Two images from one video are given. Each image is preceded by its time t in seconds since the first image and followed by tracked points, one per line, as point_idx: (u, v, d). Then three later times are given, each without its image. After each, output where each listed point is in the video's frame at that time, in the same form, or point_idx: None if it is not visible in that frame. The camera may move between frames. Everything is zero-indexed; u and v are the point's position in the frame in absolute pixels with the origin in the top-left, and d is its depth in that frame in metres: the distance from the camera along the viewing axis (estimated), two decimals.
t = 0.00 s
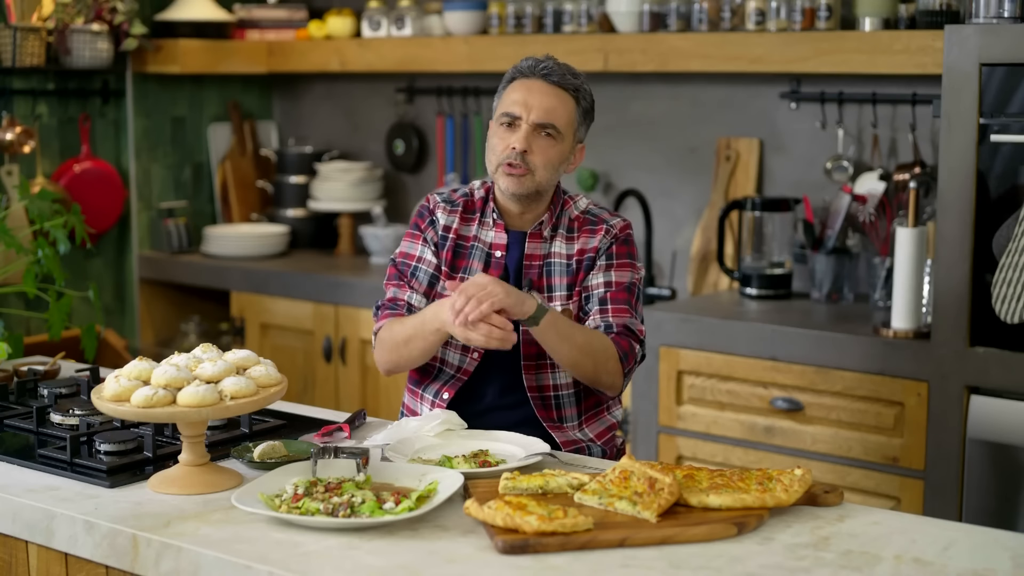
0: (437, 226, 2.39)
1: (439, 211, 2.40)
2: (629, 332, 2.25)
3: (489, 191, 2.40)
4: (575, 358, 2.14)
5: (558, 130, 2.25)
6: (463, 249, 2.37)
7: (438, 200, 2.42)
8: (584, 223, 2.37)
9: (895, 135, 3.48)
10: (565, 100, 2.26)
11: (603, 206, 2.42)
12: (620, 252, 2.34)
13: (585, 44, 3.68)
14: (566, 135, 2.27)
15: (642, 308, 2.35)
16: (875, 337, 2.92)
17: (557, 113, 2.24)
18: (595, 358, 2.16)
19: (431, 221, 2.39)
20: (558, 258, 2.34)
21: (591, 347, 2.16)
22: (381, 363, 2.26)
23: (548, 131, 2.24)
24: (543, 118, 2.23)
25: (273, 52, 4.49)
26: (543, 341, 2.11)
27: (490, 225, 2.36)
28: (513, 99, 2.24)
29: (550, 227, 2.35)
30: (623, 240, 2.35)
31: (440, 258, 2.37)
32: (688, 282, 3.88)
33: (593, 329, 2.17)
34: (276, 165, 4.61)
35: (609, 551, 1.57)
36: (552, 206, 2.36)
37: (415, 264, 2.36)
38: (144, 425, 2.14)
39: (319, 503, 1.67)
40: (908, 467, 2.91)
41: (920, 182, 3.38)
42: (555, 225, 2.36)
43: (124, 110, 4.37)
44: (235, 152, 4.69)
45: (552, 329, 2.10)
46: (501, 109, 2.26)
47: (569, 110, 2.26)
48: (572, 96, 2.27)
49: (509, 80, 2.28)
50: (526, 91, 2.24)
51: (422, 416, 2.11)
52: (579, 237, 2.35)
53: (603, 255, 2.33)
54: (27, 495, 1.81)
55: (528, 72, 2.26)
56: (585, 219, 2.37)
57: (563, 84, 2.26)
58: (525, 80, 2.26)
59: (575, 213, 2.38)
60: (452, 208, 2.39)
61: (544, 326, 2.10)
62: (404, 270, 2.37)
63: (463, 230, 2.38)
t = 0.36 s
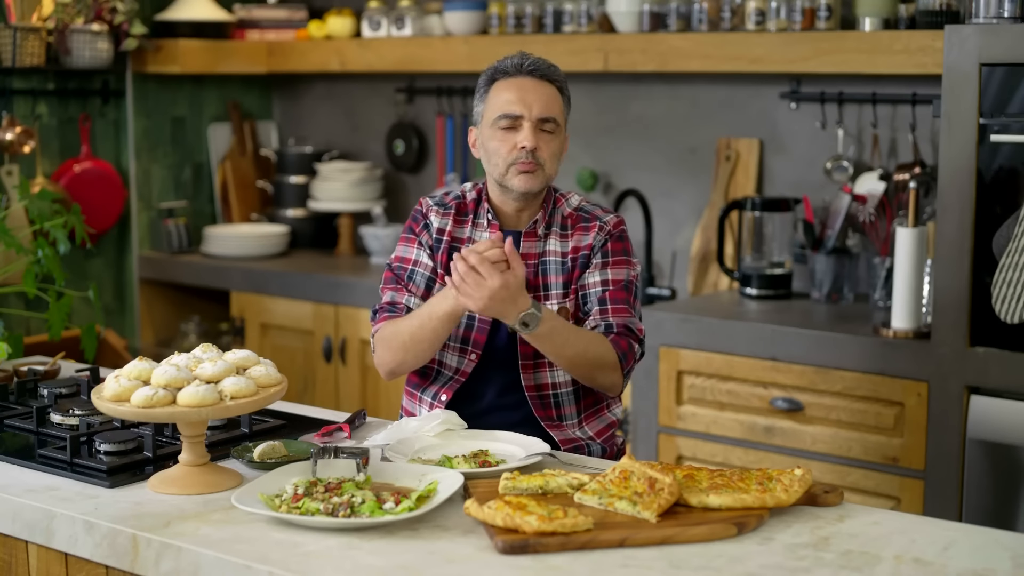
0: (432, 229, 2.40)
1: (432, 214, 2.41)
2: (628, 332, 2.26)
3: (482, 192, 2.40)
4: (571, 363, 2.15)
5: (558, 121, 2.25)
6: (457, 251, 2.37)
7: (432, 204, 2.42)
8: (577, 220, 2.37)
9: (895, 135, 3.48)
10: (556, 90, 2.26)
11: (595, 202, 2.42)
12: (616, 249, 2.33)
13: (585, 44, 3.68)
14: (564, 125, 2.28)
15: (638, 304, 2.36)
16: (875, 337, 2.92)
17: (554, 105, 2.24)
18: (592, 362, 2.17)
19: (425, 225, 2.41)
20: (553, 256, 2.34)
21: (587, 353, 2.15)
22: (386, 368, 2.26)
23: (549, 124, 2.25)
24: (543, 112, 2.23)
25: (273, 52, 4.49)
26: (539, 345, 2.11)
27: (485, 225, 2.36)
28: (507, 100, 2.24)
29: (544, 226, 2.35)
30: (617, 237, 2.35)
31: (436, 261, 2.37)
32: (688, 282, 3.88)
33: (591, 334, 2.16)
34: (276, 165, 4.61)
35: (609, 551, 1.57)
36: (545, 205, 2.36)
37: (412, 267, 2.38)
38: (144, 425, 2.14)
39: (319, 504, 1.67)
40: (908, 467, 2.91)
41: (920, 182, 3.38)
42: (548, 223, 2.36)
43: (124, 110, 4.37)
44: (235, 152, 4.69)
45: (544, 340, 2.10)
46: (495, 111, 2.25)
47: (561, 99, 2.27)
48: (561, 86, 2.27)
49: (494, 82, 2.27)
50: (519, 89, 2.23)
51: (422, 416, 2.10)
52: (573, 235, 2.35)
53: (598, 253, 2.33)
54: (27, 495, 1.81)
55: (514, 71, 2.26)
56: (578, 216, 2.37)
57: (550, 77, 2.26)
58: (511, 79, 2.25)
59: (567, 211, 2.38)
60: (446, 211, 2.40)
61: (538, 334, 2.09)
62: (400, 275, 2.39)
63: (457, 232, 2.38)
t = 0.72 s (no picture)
0: (427, 232, 2.39)
1: (427, 217, 2.40)
2: (629, 330, 2.26)
3: (477, 194, 2.41)
4: (574, 360, 2.15)
5: (541, 115, 2.25)
6: (452, 253, 2.38)
7: (427, 206, 2.42)
8: (574, 219, 2.37)
9: (895, 135, 3.48)
10: (537, 85, 2.26)
11: (593, 201, 2.42)
12: (614, 248, 2.33)
13: (585, 44, 3.68)
14: (549, 119, 2.28)
15: (638, 302, 2.36)
16: (875, 337, 2.92)
17: (536, 100, 2.24)
18: (593, 360, 2.17)
19: (420, 228, 2.40)
20: (552, 255, 2.33)
21: (588, 350, 2.15)
22: (378, 374, 2.26)
23: (533, 119, 2.25)
24: (525, 108, 2.23)
25: (273, 52, 4.49)
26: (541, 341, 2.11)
27: (480, 226, 2.37)
28: (489, 99, 2.24)
29: (540, 225, 2.35)
30: (615, 235, 2.35)
31: (431, 264, 2.37)
32: (688, 282, 3.88)
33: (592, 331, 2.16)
34: (276, 165, 4.61)
35: (609, 551, 1.57)
36: (541, 204, 2.37)
37: (406, 272, 2.37)
38: (144, 425, 2.14)
39: (319, 504, 1.67)
40: (908, 468, 2.91)
41: (920, 182, 3.38)
42: (545, 222, 2.36)
43: (124, 110, 4.37)
44: (235, 152, 4.69)
45: (548, 336, 2.10)
46: (479, 112, 2.26)
47: (543, 93, 2.27)
48: (542, 80, 2.27)
49: (475, 83, 2.28)
50: (499, 88, 2.24)
51: (423, 416, 2.10)
52: (571, 234, 2.35)
53: (596, 252, 2.33)
54: (27, 495, 1.81)
55: (494, 70, 2.26)
56: (575, 215, 2.37)
57: (531, 72, 2.26)
58: (492, 79, 2.26)
59: (564, 210, 2.37)
60: (441, 213, 2.39)
61: (540, 330, 2.09)
62: (393, 279, 2.38)
63: (453, 235, 2.38)
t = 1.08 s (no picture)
0: (424, 234, 2.40)
1: (425, 219, 2.41)
2: (627, 332, 2.25)
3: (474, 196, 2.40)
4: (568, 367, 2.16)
5: (499, 131, 2.23)
6: (449, 255, 2.38)
7: (424, 208, 2.43)
8: (573, 220, 2.37)
9: (895, 135, 3.48)
10: (502, 98, 2.24)
11: (592, 202, 2.42)
12: (612, 249, 2.33)
13: (585, 44, 3.68)
14: (513, 134, 2.24)
15: (638, 304, 2.35)
16: (875, 337, 2.92)
17: (492, 117, 2.22)
18: (590, 366, 2.17)
19: (417, 230, 2.41)
20: (549, 257, 2.33)
21: (586, 357, 2.16)
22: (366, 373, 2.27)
23: (490, 135, 2.23)
24: (478, 125, 2.22)
25: (273, 52, 4.49)
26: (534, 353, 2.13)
27: (473, 229, 2.37)
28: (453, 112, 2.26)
29: (538, 227, 2.35)
30: (614, 236, 2.35)
31: (429, 265, 2.38)
32: (688, 282, 3.88)
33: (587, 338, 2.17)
34: (276, 165, 4.61)
35: (609, 551, 1.57)
36: (539, 205, 2.36)
37: (400, 275, 2.38)
38: (144, 425, 2.14)
39: (319, 504, 1.67)
40: (908, 467, 2.91)
41: (920, 182, 3.38)
42: (543, 224, 2.36)
43: (124, 110, 4.37)
44: (235, 152, 4.69)
45: (541, 348, 2.12)
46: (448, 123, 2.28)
47: (508, 107, 2.24)
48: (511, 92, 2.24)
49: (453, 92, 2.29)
50: (461, 101, 2.24)
51: (422, 416, 2.10)
52: (569, 235, 2.35)
53: (595, 254, 2.33)
54: (27, 495, 1.81)
55: (466, 79, 2.26)
56: (574, 217, 2.37)
57: (498, 81, 2.23)
58: (463, 87, 2.26)
59: (563, 211, 2.38)
60: (438, 215, 2.40)
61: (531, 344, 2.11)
62: (387, 282, 2.39)
63: (449, 236, 2.38)
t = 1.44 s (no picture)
0: (415, 233, 2.43)
1: (417, 218, 2.44)
2: (630, 333, 2.25)
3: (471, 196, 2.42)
4: (576, 370, 2.13)
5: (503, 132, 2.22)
6: (442, 255, 2.40)
7: (420, 208, 2.46)
8: (573, 221, 2.36)
9: (895, 135, 3.48)
10: (502, 100, 2.23)
11: (592, 202, 2.41)
12: (614, 251, 2.33)
13: (585, 45, 3.68)
14: (516, 134, 2.24)
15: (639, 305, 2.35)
16: (875, 337, 2.92)
17: (495, 118, 2.21)
18: (598, 368, 2.15)
19: (407, 229, 2.45)
20: (549, 259, 2.34)
21: (590, 357, 2.13)
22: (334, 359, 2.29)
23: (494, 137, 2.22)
24: (483, 128, 2.21)
25: (273, 52, 4.49)
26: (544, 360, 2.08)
27: (472, 229, 2.38)
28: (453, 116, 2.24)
29: (538, 228, 2.34)
30: (615, 238, 2.34)
31: (422, 262, 2.41)
32: (688, 282, 3.88)
33: (592, 341, 2.15)
34: (276, 165, 4.61)
35: (609, 551, 1.57)
36: (538, 206, 2.36)
37: (376, 270, 2.45)
38: (144, 425, 2.14)
39: (319, 504, 1.67)
40: (908, 467, 2.91)
41: (920, 182, 3.38)
42: (543, 225, 2.35)
43: (124, 110, 4.37)
44: (235, 152, 4.69)
45: (550, 351, 2.07)
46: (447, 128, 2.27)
47: (510, 108, 2.23)
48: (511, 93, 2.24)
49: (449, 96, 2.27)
50: (462, 105, 2.22)
51: (422, 417, 2.10)
52: (570, 237, 2.35)
53: (596, 255, 2.33)
54: (27, 495, 1.81)
55: (462, 83, 2.24)
56: (573, 218, 2.37)
57: (496, 83, 2.23)
58: (458, 91, 2.25)
59: (562, 212, 2.37)
60: (432, 214, 2.43)
61: (542, 347, 2.07)
62: (369, 276, 2.47)
63: (442, 236, 2.40)
